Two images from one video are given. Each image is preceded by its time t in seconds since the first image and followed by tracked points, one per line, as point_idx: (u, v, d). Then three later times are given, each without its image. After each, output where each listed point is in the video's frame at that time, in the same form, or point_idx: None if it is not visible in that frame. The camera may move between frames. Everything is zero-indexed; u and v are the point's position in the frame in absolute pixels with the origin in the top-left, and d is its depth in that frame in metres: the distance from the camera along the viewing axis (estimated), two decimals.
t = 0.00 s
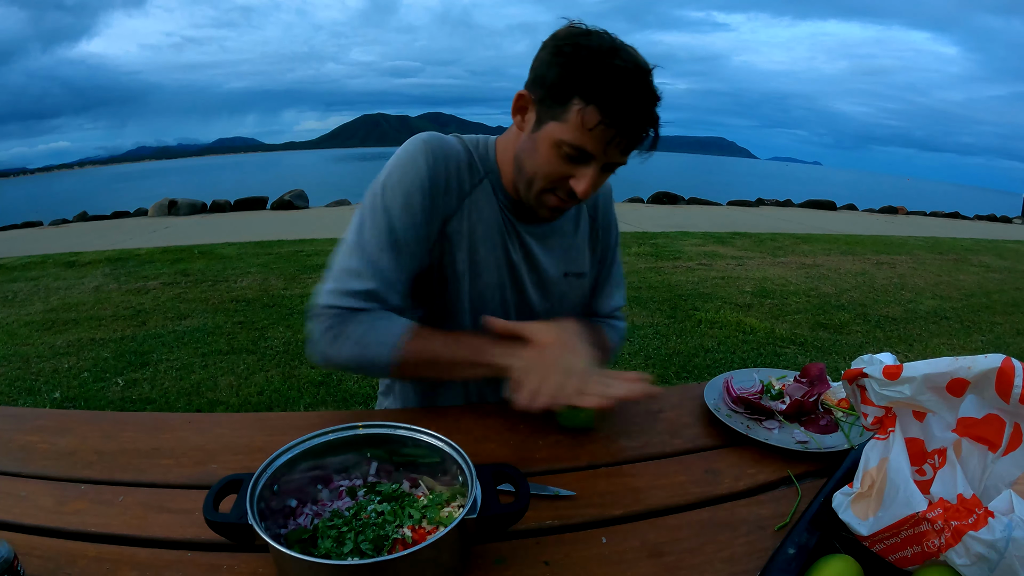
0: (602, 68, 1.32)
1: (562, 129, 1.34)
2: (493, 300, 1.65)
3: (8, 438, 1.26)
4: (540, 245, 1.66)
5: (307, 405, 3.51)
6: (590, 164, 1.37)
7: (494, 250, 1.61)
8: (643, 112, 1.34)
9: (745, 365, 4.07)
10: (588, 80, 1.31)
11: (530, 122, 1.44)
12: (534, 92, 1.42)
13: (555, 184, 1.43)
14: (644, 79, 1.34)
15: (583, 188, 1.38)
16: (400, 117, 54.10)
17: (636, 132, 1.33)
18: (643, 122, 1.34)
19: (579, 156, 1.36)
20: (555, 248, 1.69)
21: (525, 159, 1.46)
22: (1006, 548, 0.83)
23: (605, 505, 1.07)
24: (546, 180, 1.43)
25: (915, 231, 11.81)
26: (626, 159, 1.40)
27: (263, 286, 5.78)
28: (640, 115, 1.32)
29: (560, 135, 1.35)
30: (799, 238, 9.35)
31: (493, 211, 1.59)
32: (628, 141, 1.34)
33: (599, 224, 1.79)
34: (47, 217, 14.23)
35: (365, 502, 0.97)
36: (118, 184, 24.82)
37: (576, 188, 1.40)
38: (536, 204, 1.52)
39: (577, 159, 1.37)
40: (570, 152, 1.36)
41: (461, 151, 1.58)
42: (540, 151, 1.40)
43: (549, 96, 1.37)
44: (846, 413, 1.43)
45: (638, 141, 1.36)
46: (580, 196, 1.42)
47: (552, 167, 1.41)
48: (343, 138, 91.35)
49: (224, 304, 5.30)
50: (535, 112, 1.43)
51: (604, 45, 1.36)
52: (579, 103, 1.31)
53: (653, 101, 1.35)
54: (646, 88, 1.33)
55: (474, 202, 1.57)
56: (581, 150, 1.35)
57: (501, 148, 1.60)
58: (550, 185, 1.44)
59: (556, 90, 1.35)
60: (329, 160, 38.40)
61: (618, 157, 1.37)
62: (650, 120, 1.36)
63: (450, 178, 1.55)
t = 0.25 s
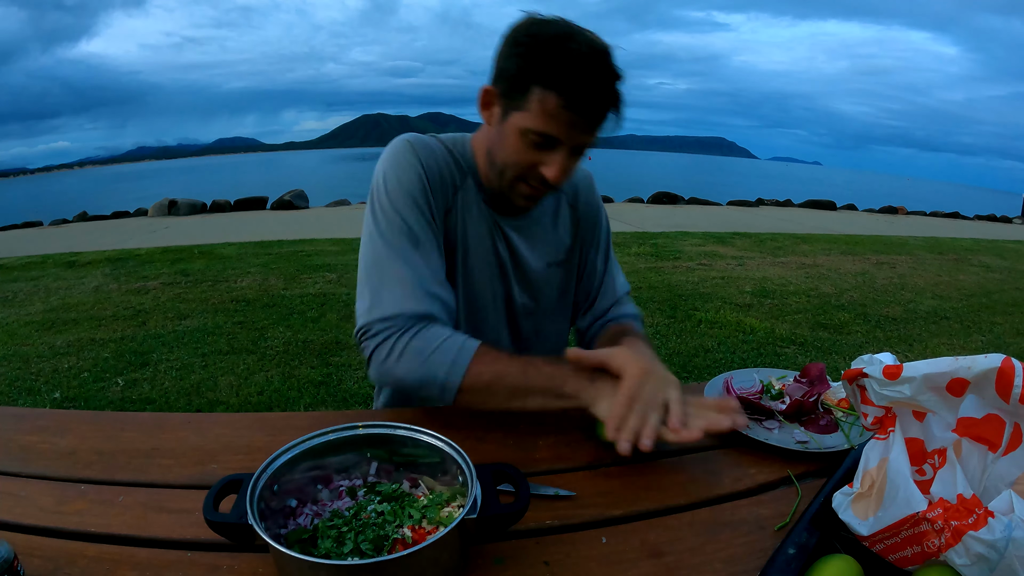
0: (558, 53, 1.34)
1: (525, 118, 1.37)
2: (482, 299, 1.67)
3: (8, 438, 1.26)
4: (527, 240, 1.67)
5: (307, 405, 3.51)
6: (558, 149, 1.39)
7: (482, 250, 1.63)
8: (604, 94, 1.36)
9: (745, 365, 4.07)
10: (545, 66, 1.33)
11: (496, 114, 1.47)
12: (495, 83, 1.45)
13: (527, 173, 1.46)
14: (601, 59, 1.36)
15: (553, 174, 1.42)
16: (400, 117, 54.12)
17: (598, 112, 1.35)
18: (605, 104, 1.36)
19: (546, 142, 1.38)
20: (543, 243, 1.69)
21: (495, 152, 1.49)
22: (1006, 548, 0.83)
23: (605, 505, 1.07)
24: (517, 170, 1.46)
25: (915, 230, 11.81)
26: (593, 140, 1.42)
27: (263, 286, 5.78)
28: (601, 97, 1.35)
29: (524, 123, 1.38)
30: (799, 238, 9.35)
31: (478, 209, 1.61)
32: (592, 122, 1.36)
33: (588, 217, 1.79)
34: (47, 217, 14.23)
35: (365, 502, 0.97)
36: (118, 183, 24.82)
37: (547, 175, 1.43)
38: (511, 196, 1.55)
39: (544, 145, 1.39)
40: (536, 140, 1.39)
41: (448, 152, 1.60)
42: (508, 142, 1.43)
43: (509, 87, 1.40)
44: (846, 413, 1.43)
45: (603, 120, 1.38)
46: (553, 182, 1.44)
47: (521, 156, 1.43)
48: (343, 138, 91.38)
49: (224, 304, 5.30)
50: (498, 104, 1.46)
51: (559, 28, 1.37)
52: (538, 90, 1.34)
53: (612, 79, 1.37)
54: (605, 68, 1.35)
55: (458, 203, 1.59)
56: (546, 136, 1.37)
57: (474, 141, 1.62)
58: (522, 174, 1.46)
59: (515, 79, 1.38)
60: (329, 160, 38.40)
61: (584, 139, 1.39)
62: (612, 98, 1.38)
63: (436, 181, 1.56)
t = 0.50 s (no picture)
0: (519, 37, 1.39)
1: (498, 103, 1.40)
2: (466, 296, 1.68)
3: (8, 438, 1.26)
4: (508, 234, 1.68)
5: (307, 405, 3.51)
6: (532, 129, 1.43)
7: (460, 246, 1.65)
8: (569, 68, 1.40)
9: (745, 365, 4.07)
10: (508, 51, 1.38)
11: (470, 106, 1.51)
12: (464, 77, 1.50)
13: (506, 156, 1.49)
14: (562, 39, 1.42)
15: (531, 154, 1.45)
16: (400, 117, 54.13)
17: (565, 90, 1.39)
18: (571, 78, 1.40)
19: (520, 125, 1.42)
20: (524, 239, 1.71)
21: (473, 141, 1.52)
22: (1006, 548, 0.83)
23: (605, 505, 1.07)
24: (496, 155, 1.49)
25: (915, 231, 11.81)
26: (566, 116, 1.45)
27: (263, 287, 5.78)
28: (567, 72, 1.39)
29: (497, 109, 1.41)
30: (800, 238, 9.35)
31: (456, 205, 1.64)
32: (562, 101, 1.40)
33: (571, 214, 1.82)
34: (47, 217, 14.23)
35: (365, 502, 0.97)
36: (118, 184, 24.82)
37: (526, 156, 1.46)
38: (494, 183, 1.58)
39: (519, 128, 1.43)
40: (510, 124, 1.42)
41: (421, 152, 1.64)
42: (483, 129, 1.46)
43: (478, 77, 1.44)
44: (847, 413, 1.43)
45: (570, 98, 1.42)
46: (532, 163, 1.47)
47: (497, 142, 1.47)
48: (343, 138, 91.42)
49: (224, 304, 5.30)
50: (470, 95, 1.50)
51: (517, 16, 1.43)
52: (505, 75, 1.38)
53: (576, 57, 1.42)
54: (565, 45, 1.40)
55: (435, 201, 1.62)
56: (519, 118, 1.41)
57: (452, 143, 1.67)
58: (501, 158, 1.50)
59: (481, 68, 1.42)
60: (329, 160, 38.38)
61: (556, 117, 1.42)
62: (578, 75, 1.42)
63: (409, 180, 1.60)
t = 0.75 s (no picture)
0: (513, 43, 1.40)
1: (492, 108, 1.42)
2: (448, 297, 1.68)
3: (8, 438, 1.26)
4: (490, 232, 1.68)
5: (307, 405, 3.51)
6: (526, 134, 1.44)
7: (441, 244, 1.66)
8: (562, 73, 1.41)
9: (745, 365, 4.07)
10: (503, 56, 1.39)
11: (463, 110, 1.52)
12: (458, 81, 1.51)
13: (500, 160, 1.50)
14: (555, 44, 1.42)
15: (524, 158, 1.46)
16: (400, 117, 54.15)
17: (559, 94, 1.40)
18: (565, 82, 1.40)
19: (514, 130, 1.43)
20: (508, 238, 1.70)
21: (467, 145, 1.53)
22: (1006, 548, 0.83)
23: (606, 505, 1.07)
24: (489, 159, 1.51)
25: (915, 230, 11.82)
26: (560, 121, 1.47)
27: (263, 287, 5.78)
28: (561, 77, 1.39)
29: (491, 114, 1.42)
30: (800, 238, 9.36)
31: (435, 204, 1.67)
32: (555, 106, 1.41)
33: (567, 215, 1.79)
34: (47, 217, 14.24)
35: (365, 502, 0.97)
36: (118, 184, 24.82)
37: (519, 160, 1.47)
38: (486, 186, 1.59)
39: (512, 132, 1.44)
40: (504, 128, 1.43)
41: (403, 157, 1.71)
42: (477, 133, 1.47)
43: (472, 81, 1.46)
44: (846, 413, 1.43)
45: (565, 103, 1.43)
46: (525, 167, 1.49)
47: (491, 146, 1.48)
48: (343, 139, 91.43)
49: (224, 304, 5.30)
50: (464, 98, 1.51)
51: (511, 20, 1.44)
52: (499, 81, 1.39)
53: (570, 61, 1.43)
54: (559, 50, 1.40)
55: (412, 200, 1.67)
56: (513, 123, 1.42)
57: (447, 145, 1.69)
58: (495, 162, 1.51)
59: (476, 74, 1.44)
60: (329, 160, 38.39)
61: (550, 122, 1.44)
62: (572, 80, 1.43)
63: (386, 181, 1.67)
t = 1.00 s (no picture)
0: (495, 38, 1.40)
1: (479, 103, 1.42)
2: (444, 296, 1.68)
3: (7, 438, 1.26)
4: (483, 231, 1.68)
5: (307, 405, 3.51)
6: (514, 128, 1.44)
7: (435, 245, 1.66)
8: (545, 65, 1.41)
9: (745, 365, 4.07)
10: (487, 52, 1.39)
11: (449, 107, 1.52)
12: (444, 81, 1.51)
13: (489, 156, 1.50)
14: (537, 37, 1.42)
15: (513, 151, 1.46)
16: (400, 117, 54.15)
17: (545, 87, 1.41)
18: (549, 73, 1.41)
19: (501, 124, 1.43)
20: (501, 237, 1.70)
21: (454, 142, 1.53)
22: (1006, 548, 0.83)
23: (606, 505, 1.07)
24: (477, 155, 1.50)
25: (915, 231, 11.82)
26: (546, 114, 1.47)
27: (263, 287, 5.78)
28: (545, 70, 1.40)
29: (478, 110, 1.43)
30: (800, 238, 9.36)
31: (428, 204, 1.67)
32: (541, 98, 1.42)
33: (561, 213, 1.79)
34: (47, 217, 14.24)
35: (365, 502, 0.97)
36: (118, 184, 24.82)
37: (508, 154, 1.47)
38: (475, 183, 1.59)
39: (499, 127, 1.44)
40: (491, 123, 1.43)
41: (397, 159, 1.71)
42: (464, 130, 1.47)
43: (458, 79, 1.46)
44: (846, 413, 1.43)
45: (550, 94, 1.44)
46: (515, 161, 1.49)
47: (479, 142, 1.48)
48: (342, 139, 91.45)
49: (224, 304, 5.30)
50: (450, 97, 1.51)
51: (492, 17, 1.45)
52: (484, 76, 1.40)
53: (553, 54, 1.43)
54: (541, 42, 1.41)
55: (406, 200, 1.67)
56: (500, 117, 1.42)
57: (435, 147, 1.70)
58: (483, 159, 1.51)
59: (460, 71, 1.44)
60: (328, 159, 38.38)
61: (537, 115, 1.44)
62: (557, 72, 1.44)
63: (380, 184, 1.68)
